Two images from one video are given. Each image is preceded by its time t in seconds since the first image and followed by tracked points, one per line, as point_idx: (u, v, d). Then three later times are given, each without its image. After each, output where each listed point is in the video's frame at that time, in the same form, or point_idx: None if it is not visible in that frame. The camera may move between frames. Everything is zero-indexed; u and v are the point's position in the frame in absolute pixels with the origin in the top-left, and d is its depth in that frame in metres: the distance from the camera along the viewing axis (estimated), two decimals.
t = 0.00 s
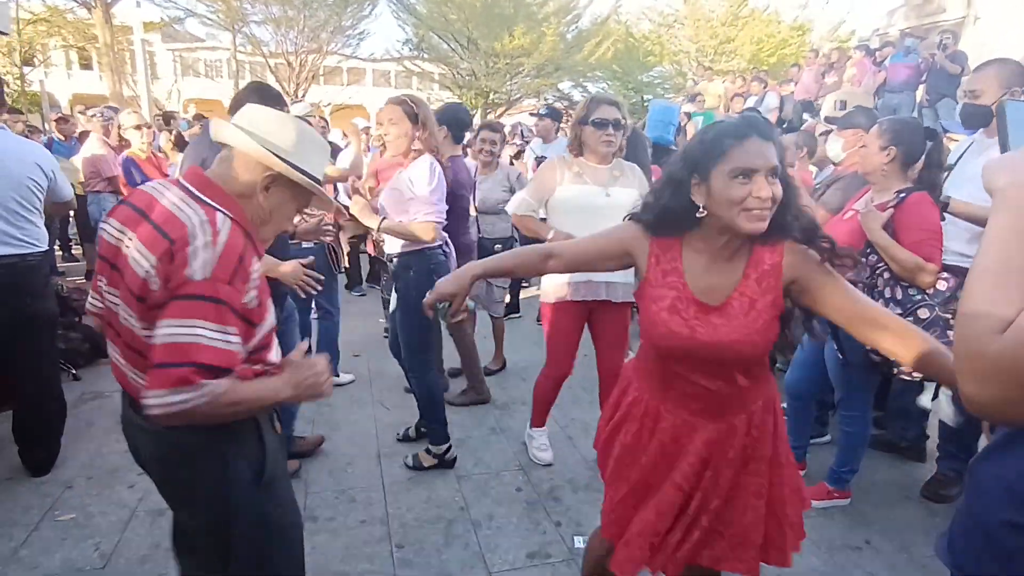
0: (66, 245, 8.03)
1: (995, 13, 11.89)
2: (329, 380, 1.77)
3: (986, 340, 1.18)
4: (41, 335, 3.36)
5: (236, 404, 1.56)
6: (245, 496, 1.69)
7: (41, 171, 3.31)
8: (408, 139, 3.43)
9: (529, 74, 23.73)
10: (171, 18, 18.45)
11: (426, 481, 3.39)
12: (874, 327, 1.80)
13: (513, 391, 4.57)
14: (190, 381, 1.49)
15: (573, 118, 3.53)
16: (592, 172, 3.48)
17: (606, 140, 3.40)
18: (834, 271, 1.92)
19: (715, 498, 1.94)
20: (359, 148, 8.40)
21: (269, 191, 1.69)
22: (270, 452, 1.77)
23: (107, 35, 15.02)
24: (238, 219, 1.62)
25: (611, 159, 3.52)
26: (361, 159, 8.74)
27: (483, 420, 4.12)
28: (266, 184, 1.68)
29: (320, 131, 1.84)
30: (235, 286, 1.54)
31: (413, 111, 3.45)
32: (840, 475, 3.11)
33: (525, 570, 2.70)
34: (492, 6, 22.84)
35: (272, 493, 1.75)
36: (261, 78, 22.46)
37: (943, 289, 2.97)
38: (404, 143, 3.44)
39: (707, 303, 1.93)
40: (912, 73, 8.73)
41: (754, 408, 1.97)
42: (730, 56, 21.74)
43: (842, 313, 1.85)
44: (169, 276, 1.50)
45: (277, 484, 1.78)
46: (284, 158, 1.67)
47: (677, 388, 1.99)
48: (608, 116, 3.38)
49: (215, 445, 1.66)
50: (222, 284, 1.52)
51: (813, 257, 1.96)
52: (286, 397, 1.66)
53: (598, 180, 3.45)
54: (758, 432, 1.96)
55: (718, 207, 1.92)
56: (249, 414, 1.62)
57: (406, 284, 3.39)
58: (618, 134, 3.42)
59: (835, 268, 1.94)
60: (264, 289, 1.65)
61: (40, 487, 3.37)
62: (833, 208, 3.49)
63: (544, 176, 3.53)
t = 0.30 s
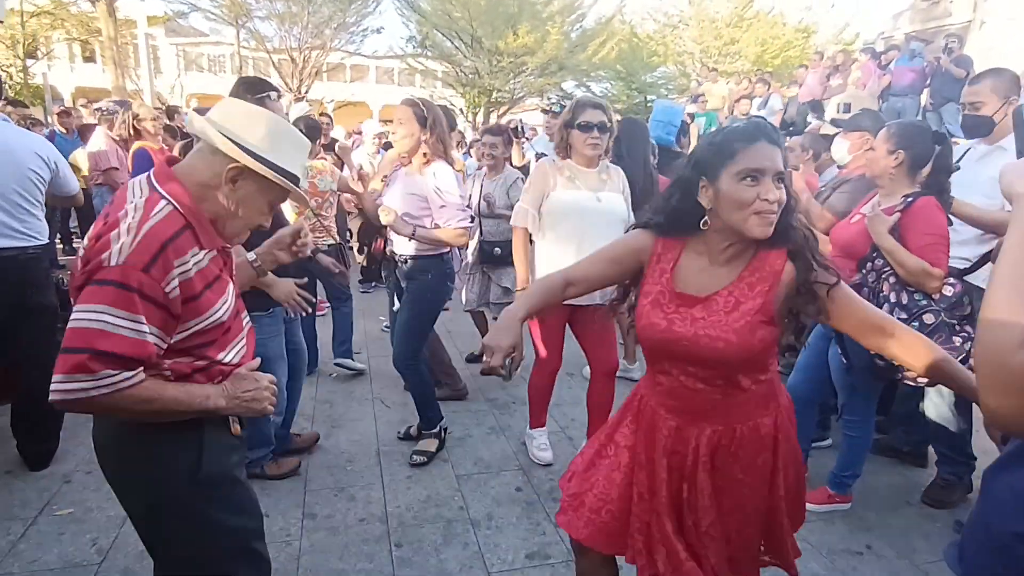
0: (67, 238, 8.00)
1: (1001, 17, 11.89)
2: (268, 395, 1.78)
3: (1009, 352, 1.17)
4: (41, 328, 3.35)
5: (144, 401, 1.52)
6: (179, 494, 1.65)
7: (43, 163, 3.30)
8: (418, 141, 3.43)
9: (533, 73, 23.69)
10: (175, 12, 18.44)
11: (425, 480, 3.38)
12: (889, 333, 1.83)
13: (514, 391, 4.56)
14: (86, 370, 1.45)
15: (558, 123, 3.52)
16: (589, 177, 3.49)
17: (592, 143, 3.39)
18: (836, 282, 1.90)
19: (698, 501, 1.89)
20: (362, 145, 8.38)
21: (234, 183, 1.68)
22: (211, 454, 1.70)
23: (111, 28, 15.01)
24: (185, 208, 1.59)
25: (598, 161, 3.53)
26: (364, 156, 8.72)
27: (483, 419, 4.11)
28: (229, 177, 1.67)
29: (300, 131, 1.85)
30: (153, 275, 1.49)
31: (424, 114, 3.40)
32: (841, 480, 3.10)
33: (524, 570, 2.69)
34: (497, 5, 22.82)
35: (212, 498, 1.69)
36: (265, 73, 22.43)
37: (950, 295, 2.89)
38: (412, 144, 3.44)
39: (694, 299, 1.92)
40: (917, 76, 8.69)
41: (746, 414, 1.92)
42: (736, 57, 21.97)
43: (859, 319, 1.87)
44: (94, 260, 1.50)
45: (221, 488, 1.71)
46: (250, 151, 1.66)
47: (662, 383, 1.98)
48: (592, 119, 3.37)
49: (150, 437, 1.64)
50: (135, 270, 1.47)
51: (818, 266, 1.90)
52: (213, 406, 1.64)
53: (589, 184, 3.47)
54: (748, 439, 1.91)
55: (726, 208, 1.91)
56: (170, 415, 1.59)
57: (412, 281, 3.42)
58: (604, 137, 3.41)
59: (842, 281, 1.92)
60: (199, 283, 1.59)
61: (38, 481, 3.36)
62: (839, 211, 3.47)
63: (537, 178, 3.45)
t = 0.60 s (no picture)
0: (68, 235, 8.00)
1: (1004, 19, 11.87)
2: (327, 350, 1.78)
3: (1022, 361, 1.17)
4: (40, 325, 3.35)
5: (210, 393, 1.57)
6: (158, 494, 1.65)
7: (43, 159, 3.29)
8: (429, 135, 3.40)
9: (534, 73, 23.67)
10: (177, 10, 18.45)
11: (425, 480, 3.38)
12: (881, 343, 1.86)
13: (515, 391, 4.55)
14: (163, 372, 1.49)
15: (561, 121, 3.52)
16: (596, 172, 3.47)
17: (589, 139, 3.39)
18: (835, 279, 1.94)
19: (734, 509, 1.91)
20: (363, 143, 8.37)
21: (218, 177, 1.64)
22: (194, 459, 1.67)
23: (112, 25, 15.02)
24: (172, 202, 1.58)
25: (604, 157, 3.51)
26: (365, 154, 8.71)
27: (483, 419, 4.11)
28: (213, 171, 1.63)
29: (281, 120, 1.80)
30: (168, 269, 1.50)
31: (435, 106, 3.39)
32: (842, 481, 3.10)
33: (524, 571, 2.69)
34: (499, 4, 22.81)
35: (188, 503, 1.66)
36: (266, 71, 22.42)
37: (957, 297, 2.86)
38: (422, 136, 3.41)
39: (727, 310, 1.89)
40: (919, 78, 8.66)
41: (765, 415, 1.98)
42: (738, 57, 22.05)
43: (857, 323, 1.90)
44: (101, 272, 1.48)
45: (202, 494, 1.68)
46: (228, 142, 1.62)
47: (695, 397, 1.94)
48: (588, 116, 3.37)
49: (137, 436, 1.64)
50: (152, 268, 1.48)
51: (818, 266, 1.95)
52: (280, 371, 1.69)
53: (593, 179, 3.45)
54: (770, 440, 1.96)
55: (735, 201, 1.89)
56: (233, 398, 1.64)
57: (416, 277, 3.43)
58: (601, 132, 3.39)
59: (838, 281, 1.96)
60: (203, 275, 1.61)
61: (38, 478, 3.36)
62: (843, 213, 3.47)
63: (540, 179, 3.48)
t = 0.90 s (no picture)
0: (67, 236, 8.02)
1: (1004, 21, 11.88)
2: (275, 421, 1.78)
3: None
4: (39, 328, 3.35)
5: (159, 424, 1.53)
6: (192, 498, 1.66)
7: (41, 162, 3.29)
8: (418, 146, 3.43)
9: (534, 75, 23.69)
10: (177, 12, 18.50)
11: (424, 483, 3.37)
12: (876, 349, 1.88)
13: (515, 393, 4.55)
14: (104, 395, 1.45)
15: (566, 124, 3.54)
16: (596, 175, 3.47)
17: (587, 142, 3.40)
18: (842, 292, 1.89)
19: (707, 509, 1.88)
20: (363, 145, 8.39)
21: (214, 184, 1.63)
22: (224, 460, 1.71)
23: (113, 26, 15.08)
24: (176, 218, 1.58)
25: (613, 158, 3.46)
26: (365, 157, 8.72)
27: (482, 422, 4.10)
28: (212, 176, 1.62)
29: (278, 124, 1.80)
30: (157, 291, 1.48)
31: (423, 115, 3.39)
32: (842, 485, 3.09)
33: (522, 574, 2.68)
34: (499, 6, 22.83)
35: (220, 505, 1.69)
36: (266, 73, 22.47)
37: (957, 301, 2.82)
38: (412, 146, 3.44)
39: (708, 308, 1.91)
40: (919, 81, 8.63)
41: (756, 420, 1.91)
42: (738, 60, 21.95)
43: (850, 331, 1.90)
44: (92, 282, 1.47)
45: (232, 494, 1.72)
46: (225, 149, 1.62)
47: (675, 390, 1.98)
48: (586, 120, 3.38)
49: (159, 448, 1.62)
50: (140, 288, 1.46)
51: (826, 275, 1.90)
52: (224, 430, 1.64)
53: (587, 182, 3.48)
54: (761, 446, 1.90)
55: (732, 214, 1.89)
56: (189, 438, 1.60)
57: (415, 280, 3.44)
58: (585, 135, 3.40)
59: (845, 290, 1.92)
60: (202, 292, 1.59)
61: (36, 481, 3.36)
62: (843, 216, 3.47)
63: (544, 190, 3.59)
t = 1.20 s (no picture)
0: (67, 243, 8.03)
1: (1001, 31, 11.94)
2: (322, 404, 1.72)
3: None
4: (37, 335, 3.35)
5: (186, 410, 1.54)
6: (172, 502, 1.67)
7: (39, 169, 3.30)
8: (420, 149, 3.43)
9: (534, 82, 23.78)
10: (180, 21, 18.62)
11: (422, 491, 3.36)
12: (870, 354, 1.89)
13: (513, 401, 4.54)
14: (138, 381, 1.48)
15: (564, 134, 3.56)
16: (585, 184, 3.48)
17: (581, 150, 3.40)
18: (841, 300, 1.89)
19: (701, 514, 1.89)
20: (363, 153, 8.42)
21: (216, 179, 1.64)
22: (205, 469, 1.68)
23: (116, 35, 15.19)
24: (178, 212, 1.59)
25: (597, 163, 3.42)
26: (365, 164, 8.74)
27: (481, 430, 4.09)
28: (211, 171, 1.63)
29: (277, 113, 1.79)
30: (159, 280, 1.49)
31: (420, 115, 3.43)
32: (841, 493, 3.08)
33: None
34: (499, 14, 22.95)
35: (199, 513, 1.68)
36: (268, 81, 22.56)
37: (955, 308, 2.82)
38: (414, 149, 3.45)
39: (712, 313, 1.89)
40: (916, 88, 8.60)
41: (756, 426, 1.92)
42: (739, 68, 22.50)
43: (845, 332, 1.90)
44: (102, 278, 1.51)
45: (213, 504, 1.70)
46: (226, 146, 1.62)
47: (675, 397, 1.97)
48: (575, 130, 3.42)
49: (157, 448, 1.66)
50: (142, 280, 1.47)
51: (825, 278, 1.91)
52: (266, 409, 1.65)
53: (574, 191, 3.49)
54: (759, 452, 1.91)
55: (731, 218, 1.89)
56: (219, 421, 1.60)
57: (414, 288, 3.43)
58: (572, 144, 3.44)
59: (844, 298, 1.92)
60: (208, 282, 1.59)
61: (31, 489, 3.34)
62: (843, 226, 3.49)
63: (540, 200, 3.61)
